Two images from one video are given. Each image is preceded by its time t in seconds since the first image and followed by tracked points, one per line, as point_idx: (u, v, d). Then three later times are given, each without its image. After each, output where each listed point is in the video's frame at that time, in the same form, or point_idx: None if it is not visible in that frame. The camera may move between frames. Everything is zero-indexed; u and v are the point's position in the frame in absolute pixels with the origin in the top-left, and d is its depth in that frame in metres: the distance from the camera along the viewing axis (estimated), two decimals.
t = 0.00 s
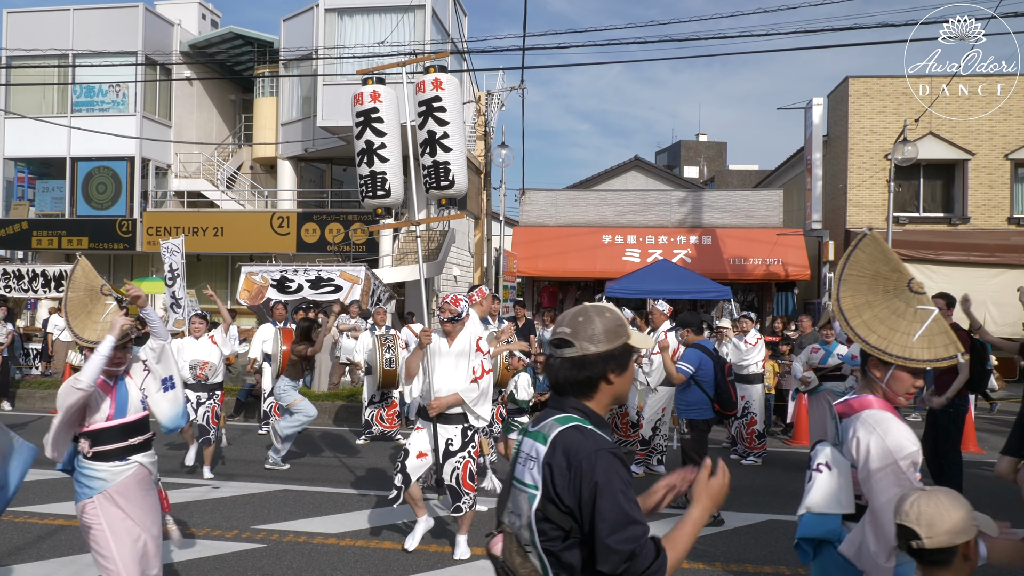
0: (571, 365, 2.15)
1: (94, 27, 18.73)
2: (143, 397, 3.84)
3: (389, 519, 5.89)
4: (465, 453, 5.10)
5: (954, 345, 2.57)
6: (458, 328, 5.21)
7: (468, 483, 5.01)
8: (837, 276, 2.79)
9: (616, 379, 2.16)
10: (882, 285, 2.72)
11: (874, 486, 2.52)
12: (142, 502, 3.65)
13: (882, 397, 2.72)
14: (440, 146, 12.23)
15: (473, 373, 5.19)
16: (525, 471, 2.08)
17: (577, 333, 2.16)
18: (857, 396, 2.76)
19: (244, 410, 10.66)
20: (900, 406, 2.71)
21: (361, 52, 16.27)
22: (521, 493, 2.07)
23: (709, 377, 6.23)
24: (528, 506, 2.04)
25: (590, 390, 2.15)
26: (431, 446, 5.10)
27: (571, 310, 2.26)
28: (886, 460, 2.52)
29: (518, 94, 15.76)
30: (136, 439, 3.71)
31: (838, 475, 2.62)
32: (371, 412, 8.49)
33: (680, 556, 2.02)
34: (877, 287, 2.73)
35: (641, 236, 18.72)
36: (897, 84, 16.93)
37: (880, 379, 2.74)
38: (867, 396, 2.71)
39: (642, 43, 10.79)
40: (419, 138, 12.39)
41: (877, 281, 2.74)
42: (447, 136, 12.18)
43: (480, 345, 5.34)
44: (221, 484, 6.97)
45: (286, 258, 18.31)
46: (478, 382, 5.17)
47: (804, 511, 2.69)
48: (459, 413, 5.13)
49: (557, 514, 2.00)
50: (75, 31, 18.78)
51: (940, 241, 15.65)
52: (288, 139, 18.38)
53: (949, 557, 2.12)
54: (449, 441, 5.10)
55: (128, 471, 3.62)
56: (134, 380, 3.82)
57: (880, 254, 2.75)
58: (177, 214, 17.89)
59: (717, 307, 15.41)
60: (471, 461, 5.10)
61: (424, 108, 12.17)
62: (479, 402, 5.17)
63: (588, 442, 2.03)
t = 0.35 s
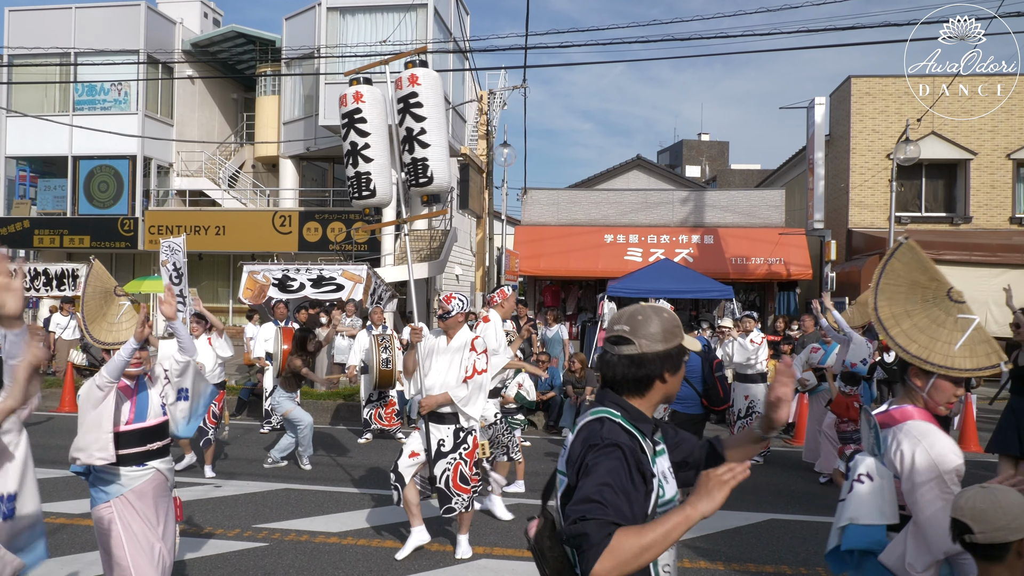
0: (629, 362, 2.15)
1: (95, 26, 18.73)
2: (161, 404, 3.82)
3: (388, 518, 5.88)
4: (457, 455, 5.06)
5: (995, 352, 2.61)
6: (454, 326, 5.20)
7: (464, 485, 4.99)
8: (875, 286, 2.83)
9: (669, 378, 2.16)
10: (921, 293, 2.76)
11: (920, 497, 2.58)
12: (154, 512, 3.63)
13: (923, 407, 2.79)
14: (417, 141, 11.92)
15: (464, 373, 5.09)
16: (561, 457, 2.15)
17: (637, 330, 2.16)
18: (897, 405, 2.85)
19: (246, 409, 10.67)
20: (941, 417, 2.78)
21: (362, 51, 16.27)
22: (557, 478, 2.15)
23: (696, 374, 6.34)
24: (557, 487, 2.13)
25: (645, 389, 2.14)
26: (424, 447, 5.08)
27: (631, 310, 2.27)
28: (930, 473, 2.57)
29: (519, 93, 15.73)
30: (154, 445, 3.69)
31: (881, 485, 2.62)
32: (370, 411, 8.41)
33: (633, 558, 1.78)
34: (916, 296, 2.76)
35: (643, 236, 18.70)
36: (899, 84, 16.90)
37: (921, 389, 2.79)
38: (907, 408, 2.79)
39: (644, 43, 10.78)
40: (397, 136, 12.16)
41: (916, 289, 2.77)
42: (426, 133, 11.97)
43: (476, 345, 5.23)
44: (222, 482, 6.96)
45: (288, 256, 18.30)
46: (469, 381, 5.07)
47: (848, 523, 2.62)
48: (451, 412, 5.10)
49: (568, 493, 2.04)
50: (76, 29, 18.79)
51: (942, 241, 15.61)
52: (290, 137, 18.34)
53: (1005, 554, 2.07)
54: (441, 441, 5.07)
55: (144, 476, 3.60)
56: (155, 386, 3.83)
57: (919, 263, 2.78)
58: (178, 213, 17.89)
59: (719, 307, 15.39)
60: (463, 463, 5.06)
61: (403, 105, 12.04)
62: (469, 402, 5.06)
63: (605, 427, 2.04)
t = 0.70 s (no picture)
0: (674, 360, 2.13)
1: (96, 25, 18.75)
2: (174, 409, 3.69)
3: (390, 518, 5.88)
4: (441, 448, 5.04)
5: None
6: (436, 326, 5.16)
7: (449, 478, 4.97)
8: (923, 284, 2.68)
9: (717, 374, 2.14)
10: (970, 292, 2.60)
11: (957, 503, 2.52)
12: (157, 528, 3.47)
13: (967, 409, 2.68)
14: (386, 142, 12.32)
15: (444, 374, 5.04)
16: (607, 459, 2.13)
17: (681, 327, 2.14)
18: (939, 407, 2.72)
19: (248, 408, 10.67)
20: (986, 418, 2.66)
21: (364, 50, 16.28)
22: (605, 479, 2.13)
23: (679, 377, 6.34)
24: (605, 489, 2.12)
25: (692, 385, 2.12)
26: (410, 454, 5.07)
27: (674, 304, 2.24)
28: (969, 479, 2.50)
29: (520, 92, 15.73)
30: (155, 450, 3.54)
31: (918, 488, 2.63)
32: (368, 410, 8.35)
33: (718, 561, 1.77)
34: (965, 295, 2.61)
35: (644, 235, 18.69)
36: (901, 83, 16.87)
37: (965, 390, 2.68)
38: (950, 408, 2.69)
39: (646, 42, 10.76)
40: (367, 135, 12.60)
41: (965, 288, 2.61)
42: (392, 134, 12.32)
43: (457, 346, 5.16)
44: (224, 481, 6.96)
45: (289, 255, 18.31)
46: (450, 382, 5.01)
47: (884, 524, 2.71)
48: (433, 413, 5.06)
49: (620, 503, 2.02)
50: (77, 28, 18.79)
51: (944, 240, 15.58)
52: (291, 136, 18.35)
53: None
54: (423, 440, 5.05)
55: (142, 481, 3.44)
56: (169, 390, 3.70)
57: (972, 260, 2.60)
58: (179, 211, 17.90)
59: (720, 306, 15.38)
60: (447, 456, 5.03)
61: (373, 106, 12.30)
62: (450, 402, 5.02)
63: (658, 428, 2.01)
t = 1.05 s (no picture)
0: (745, 359, 2.18)
1: (97, 23, 18.75)
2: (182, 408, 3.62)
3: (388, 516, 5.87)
4: (429, 443, 5.00)
5: None
6: (429, 323, 5.16)
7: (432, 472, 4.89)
8: (952, 291, 2.58)
9: (784, 377, 2.19)
10: (1001, 297, 2.50)
11: (985, 510, 2.46)
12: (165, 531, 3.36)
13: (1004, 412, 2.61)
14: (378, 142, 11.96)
15: (437, 370, 5.04)
16: (689, 466, 2.17)
17: (753, 326, 2.17)
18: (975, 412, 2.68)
19: (250, 406, 10.68)
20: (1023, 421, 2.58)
21: (365, 48, 16.26)
22: (686, 487, 2.17)
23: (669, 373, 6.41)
24: (693, 499, 2.15)
25: (761, 384, 2.18)
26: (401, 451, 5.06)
27: (741, 303, 2.28)
28: (996, 487, 2.44)
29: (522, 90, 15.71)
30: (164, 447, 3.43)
31: (949, 492, 2.62)
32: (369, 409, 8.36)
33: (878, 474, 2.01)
34: (997, 300, 2.50)
35: (646, 234, 18.68)
36: (904, 83, 16.83)
37: (1003, 394, 2.62)
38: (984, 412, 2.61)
39: (649, 40, 10.74)
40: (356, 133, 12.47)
41: (996, 292, 2.50)
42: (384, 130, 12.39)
43: (450, 341, 5.16)
44: (226, 479, 6.97)
45: (290, 254, 18.32)
46: (440, 378, 5.02)
47: (912, 526, 2.68)
48: (424, 410, 5.03)
49: (729, 505, 2.08)
50: (79, 26, 18.78)
51: (946, 240, 15.55)
52: (293, 135, 18.34)
53: None
54: (413, 434, 5.01)
55: (153, 484, 3.31)
56: (179, 391, 3.67)
57: (999, 265, 2.49)
58: (180, 210, 17.90)
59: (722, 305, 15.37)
60: (435, 451, 4.99)
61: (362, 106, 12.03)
62: (439, 399, 5.01)
63: (760, 430, 2.06)
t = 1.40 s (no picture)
0: (797, 367, 2.21)
1: (99, 22, 18.74)
2: (208, 404, 3.58)
3: (387, 515, 5.86)
4: (429, 453, 4.95)
5: None
6: (432, 319, 5.16)
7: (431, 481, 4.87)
8: (993, 283, 2.60)
9: (835, 385, 2.23)
10: None
11: None
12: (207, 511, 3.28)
13: None
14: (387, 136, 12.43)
15: (439, 369, 5.03)
16: (748, 473, 2.17)
17: (805, 334, 2.22)
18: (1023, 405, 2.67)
19: (250, 405, 10.68)
20: None
21: (366, 47, 16.27)
22: (746, 494, 2.17)
23: (664, 371, 6.48)
24: (752, 507, 2.15)
25: (814, 392, 2.21)
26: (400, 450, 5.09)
27: (787, 311, 2.33)
28: None
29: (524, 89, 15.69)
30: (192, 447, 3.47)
31: (997, 486, 2.59)
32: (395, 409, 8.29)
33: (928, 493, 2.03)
34: None
35: (647, 233, 18.67)
36: (906, 82, 16.80)
37: None
38: None
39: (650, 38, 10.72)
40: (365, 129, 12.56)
41: None
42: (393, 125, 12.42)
43: (453, 340, 5.15)
44: (227, 478, 6.96)
45: (292, 252, 18.31)
46: (442, 378, 5.00)
47: (963, 522, 2.66)
48: (425, 410, 5.02)
49: (792, 513, 2.09)
50: (80, 24, 18.78)
51: (947, 239, 15.54)
52: (294, 133, 18.32)
53: None
54: (414, 439, 4.97)
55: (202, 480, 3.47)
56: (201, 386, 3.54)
57: None
58: (181, 208, 17.89)
59: (724, 305, 15.35)
60: (434, 462, 4.94)
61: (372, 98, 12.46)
62: (440, 397, 4.97)
63: (820, 440, 2.08)
